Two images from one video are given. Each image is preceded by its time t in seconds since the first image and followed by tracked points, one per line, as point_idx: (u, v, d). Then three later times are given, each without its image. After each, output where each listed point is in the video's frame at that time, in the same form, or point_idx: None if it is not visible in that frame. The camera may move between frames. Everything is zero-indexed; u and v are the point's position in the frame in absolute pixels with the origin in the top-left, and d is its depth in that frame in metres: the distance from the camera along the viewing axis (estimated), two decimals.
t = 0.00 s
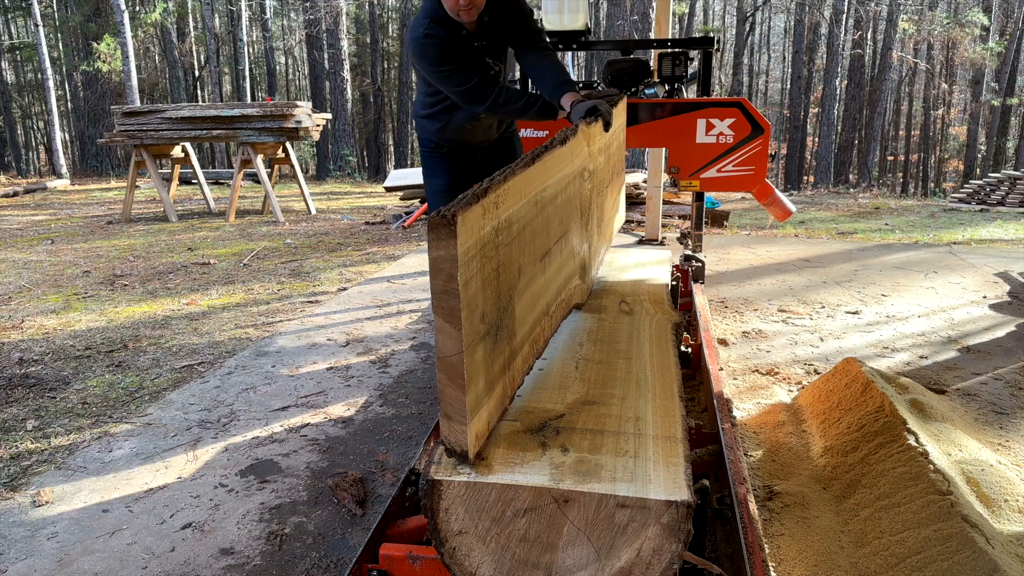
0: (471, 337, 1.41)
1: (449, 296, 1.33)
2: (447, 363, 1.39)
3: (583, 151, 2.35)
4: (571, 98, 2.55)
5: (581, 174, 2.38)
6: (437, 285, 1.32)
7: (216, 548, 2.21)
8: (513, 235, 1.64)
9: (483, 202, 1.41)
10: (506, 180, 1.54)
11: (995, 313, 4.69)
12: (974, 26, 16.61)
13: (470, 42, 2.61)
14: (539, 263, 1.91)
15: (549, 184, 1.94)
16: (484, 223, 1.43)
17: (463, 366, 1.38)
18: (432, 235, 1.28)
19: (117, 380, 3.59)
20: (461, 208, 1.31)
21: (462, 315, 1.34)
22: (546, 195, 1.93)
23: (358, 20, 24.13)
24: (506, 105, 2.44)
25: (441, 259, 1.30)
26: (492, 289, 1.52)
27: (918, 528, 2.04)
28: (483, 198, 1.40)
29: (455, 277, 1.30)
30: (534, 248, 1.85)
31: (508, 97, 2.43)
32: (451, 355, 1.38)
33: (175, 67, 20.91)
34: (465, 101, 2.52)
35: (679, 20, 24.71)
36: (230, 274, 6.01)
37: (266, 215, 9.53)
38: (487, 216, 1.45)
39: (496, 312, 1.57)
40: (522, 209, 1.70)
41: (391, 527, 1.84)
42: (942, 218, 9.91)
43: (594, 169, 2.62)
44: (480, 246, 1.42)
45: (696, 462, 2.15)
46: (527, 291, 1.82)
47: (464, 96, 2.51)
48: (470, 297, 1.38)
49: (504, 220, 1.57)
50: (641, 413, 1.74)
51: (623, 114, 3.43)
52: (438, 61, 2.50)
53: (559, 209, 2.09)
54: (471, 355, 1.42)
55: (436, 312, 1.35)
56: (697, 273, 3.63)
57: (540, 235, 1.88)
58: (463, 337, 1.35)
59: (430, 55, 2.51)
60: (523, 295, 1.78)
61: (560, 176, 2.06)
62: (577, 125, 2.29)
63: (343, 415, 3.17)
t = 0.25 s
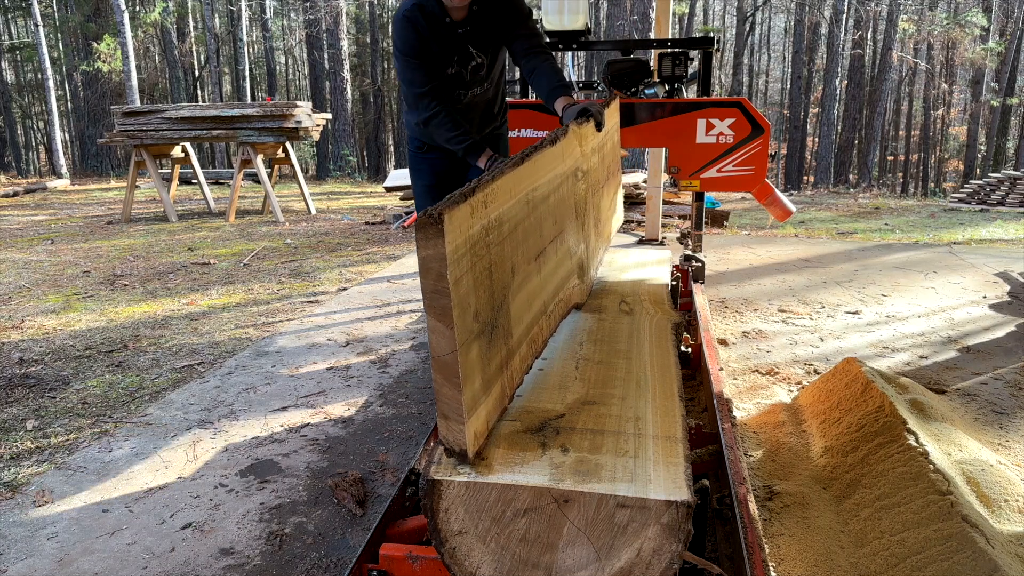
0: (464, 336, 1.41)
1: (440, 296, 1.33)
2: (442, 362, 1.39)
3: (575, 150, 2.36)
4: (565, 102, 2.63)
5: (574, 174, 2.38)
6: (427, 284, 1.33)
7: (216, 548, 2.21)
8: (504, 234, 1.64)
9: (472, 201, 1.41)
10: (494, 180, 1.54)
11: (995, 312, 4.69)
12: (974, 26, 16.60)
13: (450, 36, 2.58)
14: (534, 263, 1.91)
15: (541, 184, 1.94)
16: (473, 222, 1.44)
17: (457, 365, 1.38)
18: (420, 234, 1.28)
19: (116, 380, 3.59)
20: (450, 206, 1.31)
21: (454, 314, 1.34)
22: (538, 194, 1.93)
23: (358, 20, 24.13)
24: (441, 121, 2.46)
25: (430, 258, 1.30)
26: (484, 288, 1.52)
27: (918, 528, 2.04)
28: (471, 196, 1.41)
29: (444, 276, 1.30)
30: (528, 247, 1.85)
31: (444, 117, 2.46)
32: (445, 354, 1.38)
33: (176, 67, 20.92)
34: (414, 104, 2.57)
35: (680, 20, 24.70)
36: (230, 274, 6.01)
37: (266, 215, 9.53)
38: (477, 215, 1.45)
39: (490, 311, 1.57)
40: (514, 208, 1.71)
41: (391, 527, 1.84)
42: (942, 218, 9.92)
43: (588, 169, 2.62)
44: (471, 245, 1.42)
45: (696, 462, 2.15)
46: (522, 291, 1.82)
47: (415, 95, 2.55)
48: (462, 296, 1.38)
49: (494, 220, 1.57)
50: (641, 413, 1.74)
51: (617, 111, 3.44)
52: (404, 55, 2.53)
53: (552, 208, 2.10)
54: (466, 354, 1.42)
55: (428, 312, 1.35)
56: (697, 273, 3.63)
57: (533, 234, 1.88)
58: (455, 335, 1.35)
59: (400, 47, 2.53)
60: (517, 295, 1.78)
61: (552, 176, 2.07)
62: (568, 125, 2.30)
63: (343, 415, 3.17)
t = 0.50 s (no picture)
0: (470, 337, 1.41)
1: (447, 296, 1.33)
2: (446, 363, 1.39)
3: (581, 152, 2.36)
4: (571, 100, 2.62)
5: (580, 175, 2.38)
6: (435, 285, 1.33)
7: (216, 548, 2.21)
8: (511, 234, 1.64)
9: (481, 201, 1.41)
10: (504, 181, 1.54)
11: (995, 312, 4.70)
12: (974, 26, 16.58)
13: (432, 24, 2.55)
14: (538, 263, 1.91)
15: (548, 184, 1.94)
16: (482, 223, 1.44)
17: (462, 366, 1.38)
18: (430, 235, 1.28)
19: (116, 380, 3.59)
20: (460, 207, 1.31)
21: (461, 315, 1.34)
22: (545, 195, 1.93)
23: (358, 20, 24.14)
24: (404, 114, 2.50)
25: (438, 259, 1.30)
26: (490, 289, 1.52)
27: (919, 528, 2.04)
28: (481, 196, 1.40)
29: (453, 277, 1.30)
30: (533, 247, 1.85)
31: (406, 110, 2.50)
32: (450, 355, 1.38)
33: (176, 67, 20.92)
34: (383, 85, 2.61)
35: (680, 20, 24.70)
36: (230, 274, 6.01)
37: (266, 215, 9.53)
38: (485, 215, 1.45)
39: (495, 312, 1.57)
40: (521, 209, 1.70)
41: (391, 527, 1.84)
42: (942, 218, 9.92)
43: (592, 169, 2.62)
44: (479, 246, 1.42)
45: (696, 462, 2.15)
46: (526, 291, 1.82)
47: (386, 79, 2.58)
48: (469, 297, 1.39)
49: (502, 221, 1.57)
50: (642, 413, 1.74)
51: (619, 110, 3.43)
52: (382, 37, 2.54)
53: (558, 209, 2.10)
54: (471, 355, 1.42)
55: (435, 312, 1.35)
56: (697, 273, 3.63)
57: (538, 235, 1.88)
58: (461, 337, 1.35)
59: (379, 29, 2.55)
60: (521, 295, 1.78)
61: (559, 176, 2.07)
62: (575, 126, 2.29)
63: (343, 415, 3.17)
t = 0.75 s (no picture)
0: (467, 337, 1.41)
1: (443, 296, 1.33)
2: (444, 363, 1.39)
3: (578, 152, 2.37)
4: (569, 101, 2.70)
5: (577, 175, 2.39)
6: (432, 285, 1.33)
7: (216, 548, 2.21)
8: (507, 235, 1.64)
9: (476, 202, 1.41)
10: (500, 181, 1.54)
11: (995, 312, 4.70)
12: (974, 26, 16.57)
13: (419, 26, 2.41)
14: (536, 263, 1.91)
15: (544, 185, 1.95)
16: (477, 223, 1.44)
17: (459, 365, 1.38)
18: (425, 235, 1.28)
19: (116, 380, 3.60)
20: (455, 207, 1.31)
21: (458, 315, 1.34)
22: (542, 194, 1.93)
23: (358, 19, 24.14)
24: (391, 116, 2.33)
25: (434, 259, 1.30)
26: (488, 289, 1.52)
27: (919, 528, 2.04)
28: (476, 197, 1.41)
29: (449, 277, 1.31)
30: (531, 248, 1.85)
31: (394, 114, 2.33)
32: (447, 355, 1.38)
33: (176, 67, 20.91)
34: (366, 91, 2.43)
35: (680, 20, 24.69)
36: (230, 274, 6.01)
37: (265, 215, 9.53)
38: (481, 215, 1.45)
39: (493, 312, 1.57)
40: (517, 209, 1.71)
41: (391, 527, 1.84)
42: (942, 218, 9.92)
43: (590, 170, 2.63)
44: (475, 245, 1.42)
45: (696, 462, 2.15)
46: (524, 291, 1.82)
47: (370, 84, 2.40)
48: (466, 297, 1.39)
49: (499, 220, 1.57)
50: (642, 413, 1.74)
51: (617, 110, 3.43)
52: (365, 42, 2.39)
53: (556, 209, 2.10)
54: (468, 354, 1.42)
55: (432, 312, 1.35)
56: (697, 273, 3.63)
57: (536, 235, 1.88)
58: (459, 336, 1.35)
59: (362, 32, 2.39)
60: (519, 295, 1.78)
61: (556, 177, 2.07)
62: (572, 126, 2.30)
63: (343, 415, 3.17)
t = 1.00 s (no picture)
0: (464, 336, 1.41)
1: (438, 296, 1.33)
2: (441, 362, 1.40)
3: (574, 152, 2.37)
4: (564, 102, 2.73)
5: (573, 175, 2.40)
6: (426, 285, 1.33)
7: (216, 548, 2.21)
8: (503, 234, 1.64)
9: (470, 200, 1.41)
10: (494, 180, 1.54)
11: (995, 312, 4.70)
12: (974, 26, 16.55)
13: (405, 12, 2.34)
14: (533, 262, 1.91)
15: (540, 184, 1.95)
16: (472, 222, 1.44)
17: (456, 365, 1.38)
18: (419, 235, 1.28)
19: (116, 380, 3.60)
20: (449, 206, 1.31)
21: (453, 314, 1.34)
22: (538, 193, 1.93)
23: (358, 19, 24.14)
24: (369, 102, 2.22)
25: (428, 258, 1.31)
26: (484, 289, 1.52)
27: (919, 528, 2.04)
28: (470, 195, 1.41)
29: (443, 276, 1.31)
30: (527, 247, 1.85)
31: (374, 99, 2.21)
32: (444, 354, 1.38)
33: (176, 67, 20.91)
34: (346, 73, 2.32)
35: (680, 20, 24.68)
36: (230, 274, 6.02)
37: (266, 215, 9.53)
38: (475, 214, 1.45)
39: (489, 311, 1.57)
40: (513, 209, 1.71)
41: (391, 527, 1.84)
42: (942, 218, 9.92)
43: (587, 170, 2.63)
44: (470, 244, 1.42)
45: (696, 462, 2.15)
46: (521, 290, 1.81)
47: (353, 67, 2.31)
48: (461, 296, 1.39)
49: (493, 219, 1.57)
50: (641, 413, 1.74)
51: (615, 110, 3.42)
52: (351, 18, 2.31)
53: (552, 209, 2.10)
54: (465, 354, 1.42)
55: (427, 312, 1.35)
56: (697, 273, 3.63)
57: (532, 234, 1.88)
58: (454, 336, 1.35)
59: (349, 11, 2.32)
60: (517, 295, 1.78)
61: (552, 176, 2.08)
62: (567, 125, 2.30)
63: (343, 415, 3.17)
